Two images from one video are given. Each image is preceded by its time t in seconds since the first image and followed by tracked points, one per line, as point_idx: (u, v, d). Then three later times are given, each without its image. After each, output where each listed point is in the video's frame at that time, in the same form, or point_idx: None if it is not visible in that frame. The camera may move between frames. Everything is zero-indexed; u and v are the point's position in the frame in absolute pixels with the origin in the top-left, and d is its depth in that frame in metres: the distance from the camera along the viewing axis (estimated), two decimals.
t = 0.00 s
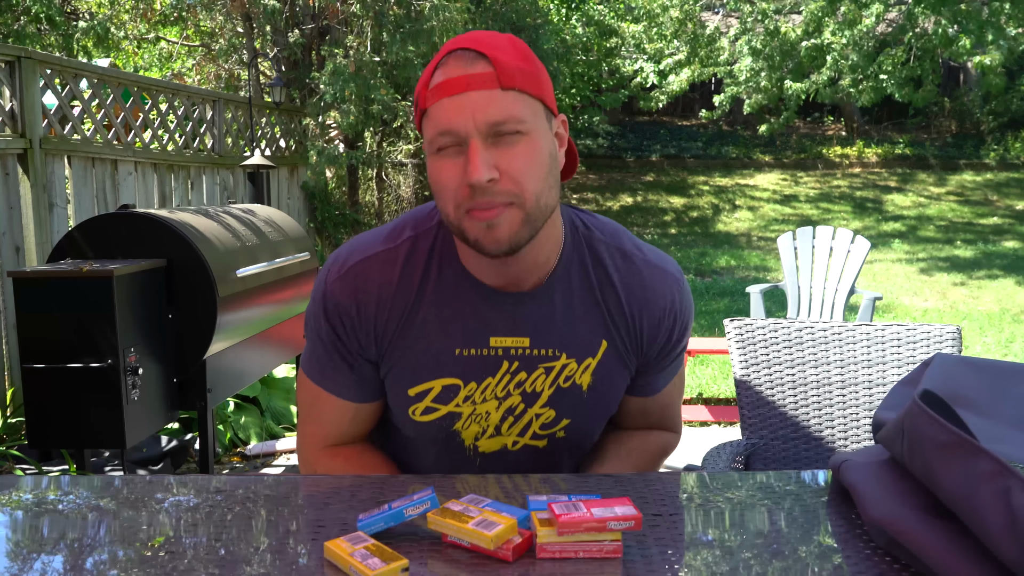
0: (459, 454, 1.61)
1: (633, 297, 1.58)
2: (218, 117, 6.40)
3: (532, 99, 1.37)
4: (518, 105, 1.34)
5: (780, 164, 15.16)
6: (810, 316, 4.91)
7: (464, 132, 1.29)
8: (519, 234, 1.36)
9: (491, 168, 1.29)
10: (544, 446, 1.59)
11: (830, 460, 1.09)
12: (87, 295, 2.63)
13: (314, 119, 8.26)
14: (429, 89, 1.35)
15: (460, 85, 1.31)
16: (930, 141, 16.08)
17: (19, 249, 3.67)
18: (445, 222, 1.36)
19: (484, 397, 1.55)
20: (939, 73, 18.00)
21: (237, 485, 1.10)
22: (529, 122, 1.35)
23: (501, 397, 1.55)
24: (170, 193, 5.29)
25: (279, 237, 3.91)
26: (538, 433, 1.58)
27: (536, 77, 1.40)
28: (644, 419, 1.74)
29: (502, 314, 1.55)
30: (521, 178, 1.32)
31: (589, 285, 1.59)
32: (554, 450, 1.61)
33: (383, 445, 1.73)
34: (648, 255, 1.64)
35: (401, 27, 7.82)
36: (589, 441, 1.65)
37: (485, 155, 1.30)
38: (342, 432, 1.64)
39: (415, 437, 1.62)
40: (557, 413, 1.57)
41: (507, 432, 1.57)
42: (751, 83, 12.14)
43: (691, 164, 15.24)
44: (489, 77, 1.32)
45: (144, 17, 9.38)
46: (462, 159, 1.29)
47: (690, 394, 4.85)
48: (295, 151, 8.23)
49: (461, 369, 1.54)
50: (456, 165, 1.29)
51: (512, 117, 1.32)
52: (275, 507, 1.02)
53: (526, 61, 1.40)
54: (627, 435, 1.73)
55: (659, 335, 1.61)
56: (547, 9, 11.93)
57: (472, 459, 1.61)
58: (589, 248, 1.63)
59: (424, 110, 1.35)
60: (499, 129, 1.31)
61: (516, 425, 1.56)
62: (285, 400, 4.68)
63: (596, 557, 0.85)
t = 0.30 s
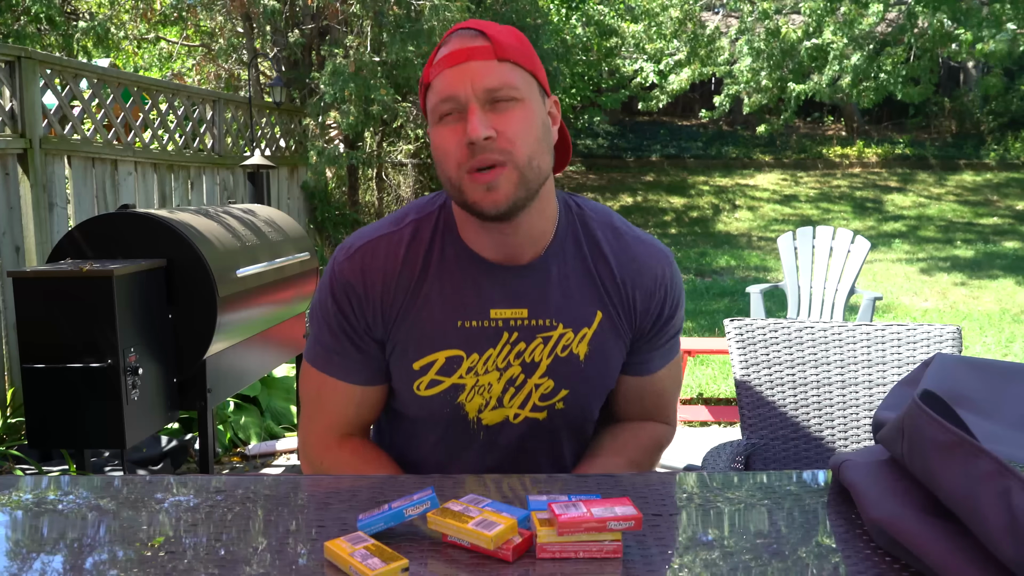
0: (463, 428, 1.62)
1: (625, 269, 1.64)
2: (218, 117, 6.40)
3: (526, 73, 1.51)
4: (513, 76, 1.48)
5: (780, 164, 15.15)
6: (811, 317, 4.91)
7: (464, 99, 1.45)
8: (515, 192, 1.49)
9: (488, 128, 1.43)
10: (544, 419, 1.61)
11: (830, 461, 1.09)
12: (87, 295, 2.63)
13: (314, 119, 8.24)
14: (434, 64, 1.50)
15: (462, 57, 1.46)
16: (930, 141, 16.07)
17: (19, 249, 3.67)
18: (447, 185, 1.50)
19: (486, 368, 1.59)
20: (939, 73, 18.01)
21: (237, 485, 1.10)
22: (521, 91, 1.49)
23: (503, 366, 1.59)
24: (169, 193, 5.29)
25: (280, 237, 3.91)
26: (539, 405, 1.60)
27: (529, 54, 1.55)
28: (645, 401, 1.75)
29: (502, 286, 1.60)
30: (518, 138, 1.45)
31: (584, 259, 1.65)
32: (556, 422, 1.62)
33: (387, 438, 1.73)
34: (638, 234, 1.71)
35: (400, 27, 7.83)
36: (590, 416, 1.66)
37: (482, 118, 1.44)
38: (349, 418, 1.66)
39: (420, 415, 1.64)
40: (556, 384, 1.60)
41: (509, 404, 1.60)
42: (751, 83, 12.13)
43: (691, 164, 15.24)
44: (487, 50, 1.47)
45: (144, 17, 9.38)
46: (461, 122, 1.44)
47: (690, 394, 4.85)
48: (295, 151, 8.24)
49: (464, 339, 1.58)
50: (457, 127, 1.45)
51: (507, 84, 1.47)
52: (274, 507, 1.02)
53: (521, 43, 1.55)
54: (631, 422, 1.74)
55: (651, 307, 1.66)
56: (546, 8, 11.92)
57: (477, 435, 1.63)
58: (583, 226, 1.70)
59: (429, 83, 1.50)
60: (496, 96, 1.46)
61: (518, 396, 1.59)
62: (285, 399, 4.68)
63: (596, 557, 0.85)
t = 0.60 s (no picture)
0: (458, 412, 1.61)
1: (610, 252, 1.65)
2: (218, 117, 6.40)
3: (502, 65, 1.55)
4: (489, 66, 1.52)
5: (780, 164, 15.15)
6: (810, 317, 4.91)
7: (444, 90, 1.49)
8: (497, 173, 1.51)
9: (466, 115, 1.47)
10: (535, 398, 1.60)
11: (830, 461, 1.09)
12: (87, 295, 2.63)
13: (314, 119, 8.24)
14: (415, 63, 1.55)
15: (439, 51, 1.51)
16: (930, 141, 16.07)
17: (19, 249, 3.67)
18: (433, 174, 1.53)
19: (479, 349, 1.59)
20: (939, 73, 18.02)
21: (237, 485, 1.10)
22: (499, 79, 1.52)
23: (494, 348, 1.58)
24: (169, 193, 5.29)
25: (280, 237, 3.91)
26: (529, 385, 1.59)
27: (505, 49, 1.59)
28: (638, 391, 1.74)
29: (492, 269, 1.61)
30: (496, 122, 1.48)
31: (569, 244, 1.65)
32: (546, 404, 1.61)
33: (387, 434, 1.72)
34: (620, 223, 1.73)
35: (400, 27, 7.84)
36: (580, 400, 1.65)
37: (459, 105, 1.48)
38: (350, 409, 1.65)
39: (417, 401, 1.63)
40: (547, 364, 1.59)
41: (501, 385, 1.59)
42: (751, 83, 12.14)
43: (691, 164, 15.24)
44: (463, 43, 1.51)
45: (144, 17, 9.39)
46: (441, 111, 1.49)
47: (690, 394, 4.85)
48: (295, 151, 8.24)
49: (457, 322, 1.58)
50: (437, 117, 1.49)
51: (484, 73, 1.51)
52: (274, 507, 1.02)
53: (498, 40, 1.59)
54: (628, 418, 1.73)
55: (636, 290, 1.67)
56: (546, 8, 11.93)
57: (472, 417, 1.61)
58: (568, 215, 1.71)
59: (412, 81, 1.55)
60: (473, 84, 1.50)
61: (509, 375, 1.58)
62: (284, 399, 4.68)
63: (595, 557, 0.85)
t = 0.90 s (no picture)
0: (460, 412, 1.61)
1: (606, 252, 1.65)
2: (218, 117, 6.40)
3: (477, 77, 1.53)
4: (465, 82, 1.51)
5: (780, 164, 15.14)
6: (810, 316, 4.91)
7: (424, 112, 1.48)
8: (488, 187, 1.51)
9: (448, 134, 1.47)
10: (535, 398, 1.60)
11: (831, 461, 1.09)
12: (87, 295, 2.63)
13: (314, 119, 8.26)
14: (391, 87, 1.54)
15: (413, 74, 1.49)
16: (930, 140, 16.06)
17: (19, 249, 3.67)
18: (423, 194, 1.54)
19: (481, 350, 1.59)
20: (939, 73, 18.01)
21: (237, 484, 1.10)
22: (477, 92, 1.51)
23: (495, 349, 1.58)
24: (169, 193, 5.29)
25: (280, 237, 3.91)
26: (529, 384, 1.60)
27: (480, 61, 1.58)
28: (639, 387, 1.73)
29: (491, 270, 1.60)
30: (479, 140, 1.48)
31: (566, 245, 1.65)
32: (547, 404, 1.62)
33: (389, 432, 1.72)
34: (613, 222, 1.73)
35: (400, 27, 7.83)
36: (580, 399, 1.65)
37: (441, 125, 1.48)
38: (354, 406, 1.65)
39: (420, 402, 1.63)
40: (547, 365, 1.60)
41: (502, 384, 1.59)
42: (751, 83, 12.12)
43: (691, 164, 15.23)
44: (435, 63, 1.50)
45: (144, 18, 9.39)
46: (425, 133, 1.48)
47: (691, 394, 4.85)
48: (295, 151, 8.24)
49: (459, 323, 1.58)
50: (421, 142, 1.49)
51: (462, 90, 1.49)
52: (274, 507, 1.02)
53: (468, 51, 1.57)
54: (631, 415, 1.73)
55: (632, 289, 1.67)
56: (546, 8, 11.92)
57: (474, 417, 1.61)
58: (565, 216, 1.70)
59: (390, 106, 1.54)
60: (452, 103, 1.49)
61: (510, 376, 1.58)
62: (284, 399, 4.68)
63: (596, 557, 0.85)
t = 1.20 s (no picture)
0: (459, 420, 1.62)
1: (612, 259, 1.65)
2: (218, 117, 6.40)
3: (491, 87, 1.48)
4: (480, 94, 1.45)
5: (780, 164, 15.13)
6: (810, 316, 4.91)
7: (435, 123, 1.42)
8: (496, 207, 1.49)
9: (460, 150, 1.42)
10: (536, 407, 1.61)
11: (830, 461, 1.09)
12: (87, 295, 2.63)
13: (313, 119, 8.27)
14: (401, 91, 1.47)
15: (426, 81, 1.43)
16: (930, 140, 16.06)
17: (19, 249, 3.67)
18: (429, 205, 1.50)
19: (481, 359, 1.59)
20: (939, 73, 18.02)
21: (237, 485, 1.10)
22: (492, 107, 1.46)
23: (496, 358, 1.59)
24: (169, 193, 5.29)
25: (280, 237, 3.91)
26: (530, 394, 1.60)
27: (495, 69, 1.51)
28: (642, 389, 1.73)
29: (493, 279, 1.60)
30: (492, 159, 1.44)
31: (570, 253, 1.65)
32: (548, 413, 1.62)
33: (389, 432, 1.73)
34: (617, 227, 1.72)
35: (400, 27, 7.82)
36: (582, 407, 1.66)
37: (453, 140, 1.42)
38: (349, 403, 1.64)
39: (418, 408, 1.64)
40: (548, 374, 1.60)
41: (502, 394, 1.60)
42: (751, 83, 12.11)
43: (691, 164, 15.23)
44: (449, 72, 1.44)
45: (144, 18, 9.39)
46: (435, 145, 1.43)
47: (691, 394, 4.85)
48: (295, 151, 8.24)
49: (459, 332, 1.58)
50: (430, 155, 1.43)
51: (477, 103, 1.44)
52: (273, 507, 1.02)
53: (482, 56, 1.51)
54: (635, 415, 1.73)
55: (639, 296, 1.66)
56: (546, 7, 11.92)
57: (473, 425, 1.62)
58: (572, 222, 1.70)
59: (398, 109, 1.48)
60: (465, 116, 1.43)
61: (511, 385, 1.59)
62: (284, 399, 4.68)
63: (595, 557, 0.85)
